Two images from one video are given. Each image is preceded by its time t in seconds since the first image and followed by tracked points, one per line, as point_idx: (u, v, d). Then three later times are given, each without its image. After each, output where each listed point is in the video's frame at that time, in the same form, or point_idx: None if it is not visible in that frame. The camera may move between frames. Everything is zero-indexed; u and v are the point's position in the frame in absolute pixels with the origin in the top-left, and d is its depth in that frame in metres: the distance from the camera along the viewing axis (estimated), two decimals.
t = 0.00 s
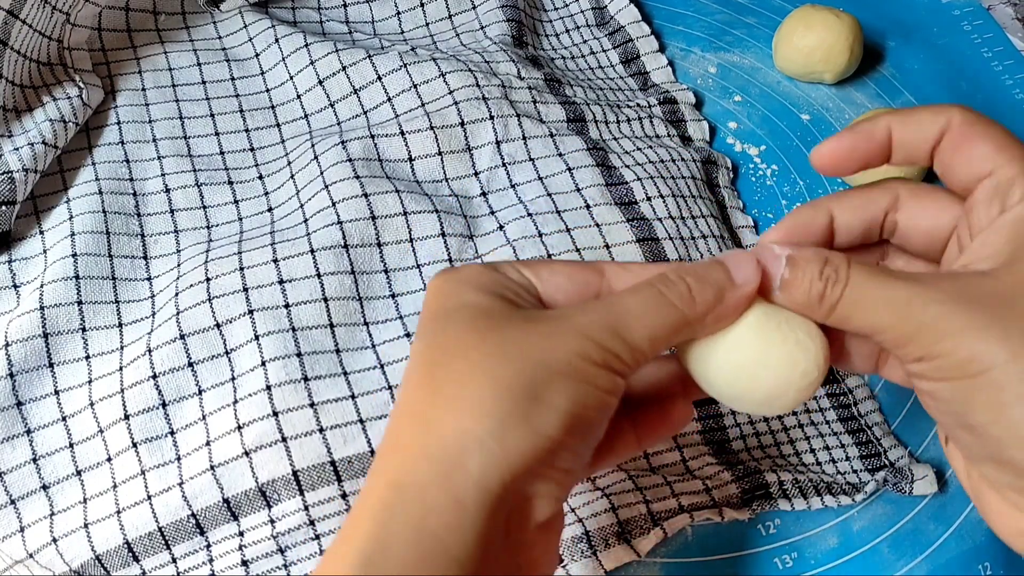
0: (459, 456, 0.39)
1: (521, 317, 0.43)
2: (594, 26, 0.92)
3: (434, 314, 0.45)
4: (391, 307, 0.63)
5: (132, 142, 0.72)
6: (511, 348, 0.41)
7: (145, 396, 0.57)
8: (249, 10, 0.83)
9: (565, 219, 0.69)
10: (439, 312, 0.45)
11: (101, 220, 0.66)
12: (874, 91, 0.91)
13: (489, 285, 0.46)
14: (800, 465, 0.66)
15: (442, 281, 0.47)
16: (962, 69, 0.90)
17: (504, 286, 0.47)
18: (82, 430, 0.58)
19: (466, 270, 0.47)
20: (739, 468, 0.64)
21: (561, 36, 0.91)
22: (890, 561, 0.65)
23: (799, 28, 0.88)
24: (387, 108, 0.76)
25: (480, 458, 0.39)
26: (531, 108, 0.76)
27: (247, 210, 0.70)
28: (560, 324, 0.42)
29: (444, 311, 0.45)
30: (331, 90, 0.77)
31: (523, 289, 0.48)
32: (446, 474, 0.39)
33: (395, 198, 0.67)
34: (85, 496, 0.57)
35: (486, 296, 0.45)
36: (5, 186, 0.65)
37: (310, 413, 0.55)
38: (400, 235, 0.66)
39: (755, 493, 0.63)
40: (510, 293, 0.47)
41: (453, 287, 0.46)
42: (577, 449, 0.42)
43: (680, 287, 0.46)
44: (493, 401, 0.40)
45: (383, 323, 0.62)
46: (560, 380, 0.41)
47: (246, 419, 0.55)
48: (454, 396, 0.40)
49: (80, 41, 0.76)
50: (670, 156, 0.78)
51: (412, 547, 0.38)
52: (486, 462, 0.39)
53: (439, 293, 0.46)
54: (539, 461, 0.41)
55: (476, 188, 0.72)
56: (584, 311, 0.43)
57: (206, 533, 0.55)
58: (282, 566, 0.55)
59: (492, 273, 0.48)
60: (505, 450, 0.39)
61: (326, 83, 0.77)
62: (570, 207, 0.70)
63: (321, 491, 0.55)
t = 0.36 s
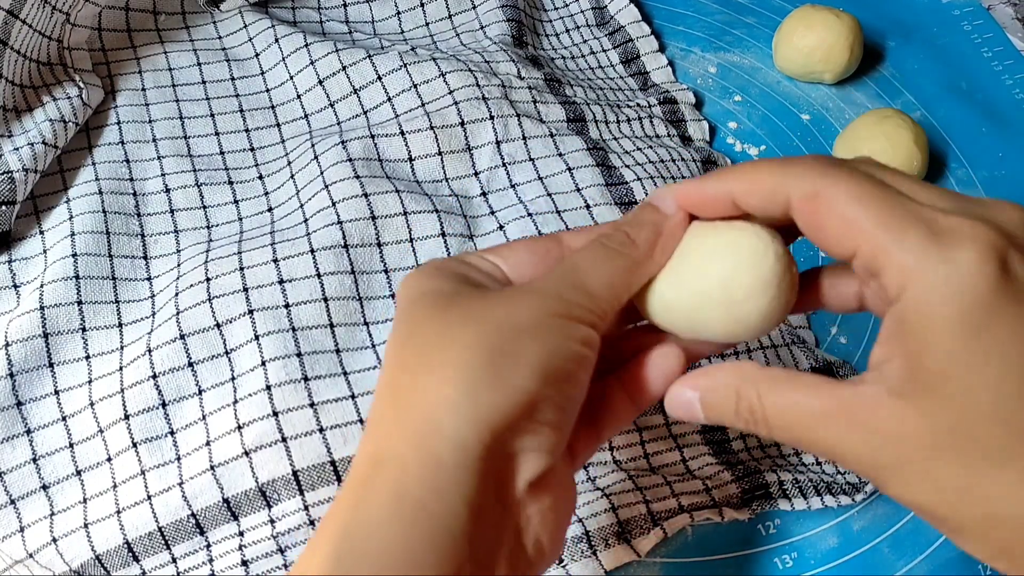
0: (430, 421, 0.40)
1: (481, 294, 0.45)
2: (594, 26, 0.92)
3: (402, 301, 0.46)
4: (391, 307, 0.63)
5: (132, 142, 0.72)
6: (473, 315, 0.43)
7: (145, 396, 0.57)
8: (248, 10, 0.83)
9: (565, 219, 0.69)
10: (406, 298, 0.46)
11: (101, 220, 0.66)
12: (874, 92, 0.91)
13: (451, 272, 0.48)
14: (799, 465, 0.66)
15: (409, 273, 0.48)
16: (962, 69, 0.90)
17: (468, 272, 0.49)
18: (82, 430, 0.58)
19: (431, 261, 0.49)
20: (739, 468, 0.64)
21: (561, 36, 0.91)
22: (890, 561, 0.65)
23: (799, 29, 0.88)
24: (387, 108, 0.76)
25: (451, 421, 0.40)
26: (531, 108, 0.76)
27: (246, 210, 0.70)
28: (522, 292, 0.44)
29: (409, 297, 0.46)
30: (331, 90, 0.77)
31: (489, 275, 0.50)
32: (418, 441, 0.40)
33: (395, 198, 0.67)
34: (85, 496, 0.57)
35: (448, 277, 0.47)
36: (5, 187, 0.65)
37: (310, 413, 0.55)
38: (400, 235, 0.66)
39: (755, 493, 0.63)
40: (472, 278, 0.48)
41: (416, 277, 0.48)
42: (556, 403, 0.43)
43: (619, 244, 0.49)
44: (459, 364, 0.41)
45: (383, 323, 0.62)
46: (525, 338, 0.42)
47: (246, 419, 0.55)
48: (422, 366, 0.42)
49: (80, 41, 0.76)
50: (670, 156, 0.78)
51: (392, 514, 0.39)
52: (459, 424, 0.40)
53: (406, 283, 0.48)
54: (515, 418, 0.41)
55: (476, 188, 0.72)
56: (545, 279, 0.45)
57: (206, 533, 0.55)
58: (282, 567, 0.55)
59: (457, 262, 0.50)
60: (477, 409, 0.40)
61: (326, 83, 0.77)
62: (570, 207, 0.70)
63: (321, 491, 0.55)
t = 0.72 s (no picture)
0: (396, 495, 0.45)
1: (460, 363, 0.48)
2: (594, 26, 0.92)
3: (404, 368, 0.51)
4: (391, 306, 0.63)
5: (132, 142, 0.72)
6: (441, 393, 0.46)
7: (145, 396, 0.57)
8: (249, 10, 0.83)
9: (565, 219, 0.69)
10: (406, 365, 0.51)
11: (101, 220, 0.66)
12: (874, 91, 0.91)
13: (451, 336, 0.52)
14: (799, 465, 0.66)
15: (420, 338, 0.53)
16: (962, 69, 0.91)
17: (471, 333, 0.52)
18: (82, 430, 0.58)
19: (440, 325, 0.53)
20: (739, 468, 0.64)
21: (561, 36, 0.91)
22: (890, 561, 0.65)
23: (799, 29, 0.88)
24: (387, 108, 0.76)
25: (417, 489, 0.44)
26: (531, 108, 0.76)
27: (246, 210, 0.70)
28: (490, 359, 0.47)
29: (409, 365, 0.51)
30: (331, 90, 0.77)
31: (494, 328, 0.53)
32: (389, 511, 0.45)
33: (395, 198, 0.67)
34: (85, 496, 0.57)
35: (449, 346, 0.51)
36: (5, 186, 0.65)
37: (310, 413, 0.55)
38: (400, 235, 0.66)
39: (756, 493, 0.63)
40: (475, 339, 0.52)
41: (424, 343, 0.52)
42: (518, 460, 0.45)
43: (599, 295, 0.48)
44: (420, 443, 0.45)
45: (382, 322, 0.62)
46: (479, 412, 0.45)
47: (246, 419, 0.55)
48: (392, 443, 0.46)
49: (80, 41, 0.76)
50: (670, 156, 0.78)
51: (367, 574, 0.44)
52: (417, 495, 0.44)
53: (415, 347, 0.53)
54: (477, 482, 0.45)
55: (476, 188, 0.72)
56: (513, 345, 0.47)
57: (206, 533, 0.55)
58: (281, 567, 0.55)
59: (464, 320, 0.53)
60: (437, 481, 0.44)
61: (326, 83, 0.77)
62: (570, 207, 0.70)
63: (321, 491, 0.55)
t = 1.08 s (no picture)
0: (426, 493, 0.45)
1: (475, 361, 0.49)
2: (594, 26, 0.92)
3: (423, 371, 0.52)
4: (391, 306, 0.63)
5: (132, 142, 0.72)
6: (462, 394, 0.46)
7: (145, 396, 0.57)
8: (249, 10, 0.83)
9: (565, 219, 0.69)
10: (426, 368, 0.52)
11: (101, 219, 0.66)
12: (873, 91, 0.91)
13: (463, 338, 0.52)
14: (799, 465, 0.66)
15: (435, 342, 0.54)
16: (962, 69, 0.91)
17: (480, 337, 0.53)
18: (82, 429, 0.58)
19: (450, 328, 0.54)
20: (739, 468, 0.64)
21: (561, 36, 0.91)
22: (890, 561, 0.65)
23: (799, 28, 0.88)
24: (387, 108, 0.76)
25: (444, 492, 0.45)
26: (531, 108, 0.76)
27: (246, 210, 0.70)
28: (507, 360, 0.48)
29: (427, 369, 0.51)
30: (331, 90, 0.77)
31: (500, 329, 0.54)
32: (416, 513, 0.45)
33: (395, 198, 0.67)
34: (85, 496, 0.57)
35: (463, 346, 0.51)
36: (5, 186, 0.65)
37: (310, 413, 0.55)
38: (400, 235, 0.66)
39: (755, 493, 0.63)
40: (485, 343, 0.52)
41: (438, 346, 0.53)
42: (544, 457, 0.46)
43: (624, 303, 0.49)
44: (444, 447, 0.45)
45: (382, 322, 0.62)
46: (506, 411, 0.46)
47: (246, 419, 0.55)
48: (416, 447, 0.46)
49: (80, 41, 0.76)
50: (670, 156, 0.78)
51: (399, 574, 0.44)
52: (446, 494, 0.45)
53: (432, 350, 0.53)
54: (504, 481, 0.45)
55: (476, 188, 0.72)
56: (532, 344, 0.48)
57: (205, 533, 0.55)
58: (282, 566, 0.55)
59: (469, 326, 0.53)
60: (465, 481, 0.45)
61: (326, 83, 0.77)
62: (570, 207, 0.70)
63: (321, 491, 0.55)
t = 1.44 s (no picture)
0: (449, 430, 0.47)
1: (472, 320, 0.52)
2: (594, 26, 0.92)
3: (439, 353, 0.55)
4: (391, 306, 0.63)
5: (132, 142, 0.72)
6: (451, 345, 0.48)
7: (145, 395, 0.57)
8: (249, 10, 0.83)
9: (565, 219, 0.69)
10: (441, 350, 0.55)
11: (101, 219, 0.66)
12: (873, 92, 0.91)
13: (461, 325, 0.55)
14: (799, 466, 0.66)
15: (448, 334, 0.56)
16: (963, 69, 0.90)
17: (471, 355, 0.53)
18: (82, 429, 0.58)
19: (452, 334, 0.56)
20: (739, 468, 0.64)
21: (561, 36, 0.91)
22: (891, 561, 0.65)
23: (799, 28, 0.88)
24: (387, 108, 0.76)
25: (481, 449, 0.47)
26: (531, 108, 0.76)
27: (246, 210, 0.70)
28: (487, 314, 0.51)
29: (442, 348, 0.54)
30: (331, 90, 0.77)
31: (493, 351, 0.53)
32: (464, 480, 0.47)
33: (395, 198, 0.67)
34: (85, 496, 0.57)
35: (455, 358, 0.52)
36: (5, 186, 0.65)
37: (310, 413, 0.55)
38: (400, 235, 0.66)
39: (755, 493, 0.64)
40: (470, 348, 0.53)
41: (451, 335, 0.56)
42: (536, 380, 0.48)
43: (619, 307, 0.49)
44: (459, 401, 0.47)
45: (382, 322, 0.62)
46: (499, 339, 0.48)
47: (246, 419, 0.55)
48: (433, 413, 0.48)
49: (80, 40, 0.76)
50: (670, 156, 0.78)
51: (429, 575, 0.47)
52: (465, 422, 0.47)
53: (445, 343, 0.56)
54: (514, 402, 0.47)
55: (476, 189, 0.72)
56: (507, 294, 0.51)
57: (205, 533, 0.55)
58: (282, 566, 0.55)
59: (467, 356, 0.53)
60: (479, 409, 0.47)
61: (326, 83, 0.77)
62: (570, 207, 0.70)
63: (320, 491, 0.55)
